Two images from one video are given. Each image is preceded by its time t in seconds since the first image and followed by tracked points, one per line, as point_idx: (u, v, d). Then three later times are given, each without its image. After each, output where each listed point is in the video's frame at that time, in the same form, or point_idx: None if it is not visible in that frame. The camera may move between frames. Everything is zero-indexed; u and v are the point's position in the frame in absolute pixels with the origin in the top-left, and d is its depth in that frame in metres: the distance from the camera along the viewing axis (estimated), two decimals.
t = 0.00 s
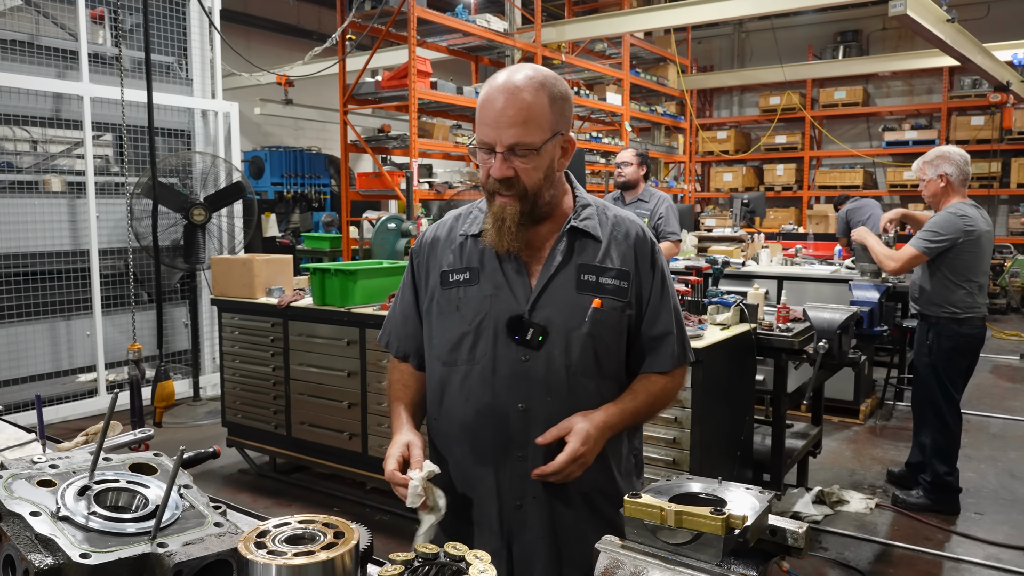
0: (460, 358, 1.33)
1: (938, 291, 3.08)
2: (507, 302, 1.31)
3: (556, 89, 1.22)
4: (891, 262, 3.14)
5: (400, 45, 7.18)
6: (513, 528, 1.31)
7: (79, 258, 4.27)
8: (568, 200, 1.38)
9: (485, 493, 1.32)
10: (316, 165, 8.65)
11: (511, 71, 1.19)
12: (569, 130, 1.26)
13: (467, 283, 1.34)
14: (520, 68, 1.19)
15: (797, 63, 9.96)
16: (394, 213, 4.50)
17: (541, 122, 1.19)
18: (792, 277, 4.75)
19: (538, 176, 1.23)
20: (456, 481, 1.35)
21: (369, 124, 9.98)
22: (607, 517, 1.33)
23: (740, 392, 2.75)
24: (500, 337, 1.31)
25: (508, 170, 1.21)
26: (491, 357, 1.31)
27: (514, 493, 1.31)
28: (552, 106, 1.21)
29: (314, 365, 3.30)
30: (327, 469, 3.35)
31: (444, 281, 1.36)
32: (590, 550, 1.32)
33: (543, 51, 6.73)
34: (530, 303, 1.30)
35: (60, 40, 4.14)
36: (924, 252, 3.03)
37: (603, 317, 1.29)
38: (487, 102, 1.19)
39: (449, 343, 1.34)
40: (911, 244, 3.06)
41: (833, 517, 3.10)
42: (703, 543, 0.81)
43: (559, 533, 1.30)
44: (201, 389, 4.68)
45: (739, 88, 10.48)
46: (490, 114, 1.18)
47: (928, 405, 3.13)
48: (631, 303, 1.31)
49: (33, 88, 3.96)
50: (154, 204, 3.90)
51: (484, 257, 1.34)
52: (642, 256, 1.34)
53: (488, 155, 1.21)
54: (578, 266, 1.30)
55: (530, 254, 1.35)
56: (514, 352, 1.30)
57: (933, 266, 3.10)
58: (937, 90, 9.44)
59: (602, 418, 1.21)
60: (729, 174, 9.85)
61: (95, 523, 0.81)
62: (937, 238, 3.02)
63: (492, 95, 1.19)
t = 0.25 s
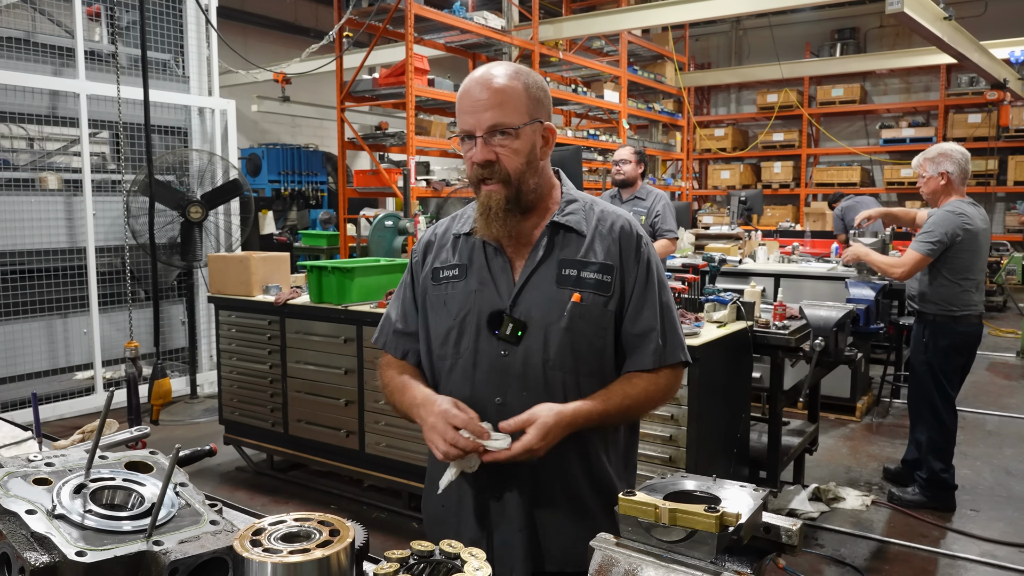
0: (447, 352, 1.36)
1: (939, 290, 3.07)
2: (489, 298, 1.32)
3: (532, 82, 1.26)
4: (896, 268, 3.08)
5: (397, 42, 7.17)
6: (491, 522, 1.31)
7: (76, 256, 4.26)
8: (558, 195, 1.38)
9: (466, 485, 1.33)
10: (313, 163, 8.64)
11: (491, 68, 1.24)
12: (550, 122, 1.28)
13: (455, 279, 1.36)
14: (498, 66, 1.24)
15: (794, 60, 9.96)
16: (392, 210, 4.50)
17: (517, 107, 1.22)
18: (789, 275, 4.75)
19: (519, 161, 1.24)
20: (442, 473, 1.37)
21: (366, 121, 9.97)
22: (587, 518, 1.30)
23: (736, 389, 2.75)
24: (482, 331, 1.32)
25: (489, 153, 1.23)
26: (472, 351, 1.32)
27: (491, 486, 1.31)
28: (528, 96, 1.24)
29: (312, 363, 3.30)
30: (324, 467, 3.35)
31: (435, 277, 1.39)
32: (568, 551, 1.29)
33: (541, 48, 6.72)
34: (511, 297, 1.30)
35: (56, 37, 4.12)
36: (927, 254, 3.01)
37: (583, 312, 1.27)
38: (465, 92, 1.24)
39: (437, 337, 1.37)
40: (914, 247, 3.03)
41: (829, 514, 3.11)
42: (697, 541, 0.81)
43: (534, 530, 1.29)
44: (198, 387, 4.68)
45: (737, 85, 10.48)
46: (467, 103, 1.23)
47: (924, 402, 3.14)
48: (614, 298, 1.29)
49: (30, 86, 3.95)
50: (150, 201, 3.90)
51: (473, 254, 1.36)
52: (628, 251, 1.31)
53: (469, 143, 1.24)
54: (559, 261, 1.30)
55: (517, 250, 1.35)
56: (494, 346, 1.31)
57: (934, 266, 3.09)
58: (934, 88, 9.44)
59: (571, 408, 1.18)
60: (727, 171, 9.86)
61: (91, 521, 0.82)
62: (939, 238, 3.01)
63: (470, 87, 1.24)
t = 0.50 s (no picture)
0: (438, 347, 1.36)
1: (939, 289, 3.08)
2: (479, 293, 1.33)
3: (526, 76, 1.28)
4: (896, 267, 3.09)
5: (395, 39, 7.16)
6: (479, 516, 1.31)
7: (73, 253, 4.26)
8: (550, 191, 1.38)
9: (454, 480, 1.34)
10: (311, 160, 8.63)
11: (483, 63, 1.27)
12: (543, 116, 1.30)
13: (447, 275, 1.36)
14: (491, 62, 1.27)
15: (793, 58, 9.96)
16: (390, 208, 4.49)
17: (509, 97, 1.24)
18: (787, 272, 4.76)
19: (510, 149, 1.26)
20: (432, 468, 1.38)
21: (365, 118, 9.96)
22: (575, 515, 1.29)
23: (734, 386, 2.75)
24: (471, 326, 1.32)
25: (480, 142, 1.25)
26: (461, 346, 1.32)
27: (479, 479, 1.31)
28: (520, 90, 1.26)
29: (310, 360, 3.30)
30: (322, 464, 3.36)
31: (428, 273, 1.40)
32: (555, 549, 1.27)
33: (539, 45, 6.72)
34: (500, 292, 1.31)
35: (53, 34, 4.11)
36: (926, 252, 3.03)
37: (569, 307, 1.27)
38: (458, 84, 1.27)
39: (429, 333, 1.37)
40: (913, 245, 3.05)
41: (827, 512, 3.12)
42: (693, 538, 0.81)
43: (520, 526, 1.28)
44: (196, 384, 4.68)
45: (735, 82, 10.48)
46: (460, 93, 1.25)
47: (923, 400, 3.14)
48: (601, 293, 1.28)
49: (27, 82, 3.94)
50: (148, 199, 3.89)
51: (465, 250, 1.37)
52: (617, 246, 1.30)
53: (462, 132, 1.27)
54: (548, 256, 1.30)
55: (509, 245, 1.36)
56: (481, 340, 1.31)
57: (934, 265, 3.10)
58: (933, 86, 9.44)
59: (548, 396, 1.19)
60: (725, 169, 9.87)
61: (88, 518, 0.82)
62: (939, 237, 3.01)
63: (464, 79, 1.26)
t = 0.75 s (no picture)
0: (435, 345, 1.35)
1: (937, 288, 3.08)
2: (479, 291, 1.33)
3: (533, 76, 1.30)
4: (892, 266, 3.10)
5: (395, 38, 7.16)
6: (474, 516, 1.30)
7: (72, 251, 4.25)
8: (552, 191, 1.39)
9: (449, 478, 1.33)
10: (310, 159, 8.62)
11: (490, 61, 1.29)
12: (548, 116, 1.32)
13: (447, 273, 1.36)
14: (498, 60, 1.29)
15: (792, 57, 9.97)
16: (389, 206, 4.49)
17: (517, 94, 1.26)
18: (786, 271, 4.76)
19: (515, 146, 1.27)
20: (426, 467, 1.37)
21: (364, 117, 9.96)
22: (571, 515, 1.29)
23: (733, 385, 2.75)
24: (470, 324, 1.32)
25: (486, 137, 1.27)
26: (460, 344, 1.32)
27: (475, 478, 1.30)
28: (527, 89, 1.27)
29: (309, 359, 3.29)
30: (322, 463, 3.36)
31: (427, 271, 1.39)
32: (550, 549, 1.28)
33: (539, 44, 6.71)
34: (500, 290, 1.31)
35: (52, 32, 4.11)
36: (924, 252, 3.03)
37: (571, 305, 1.27)
38: (466, 80, 1.28)
39: (427, 331, 1.36)
40: (912, 245, 3.05)
41: (826, 511, 3.12)
42: (695, 537, 0.81)
43: (516, 524, 1.28)
44: (195, 383, 4.67)
45: (734, 81, 10.49)
46: (467, 89, 1.27)
47: (921, 399, 3.15)
48: (603, 293, 1.29)
49: (26, 81, 3.93)
50: (147, 197, 3.88)
51: (465, 248, 1.37)
52: (620, 247, 1.31)
53: (467, 127, 1.28)
54: (549, 254, 1.30)
55: (509, 244, 1.36)
56: (480, 337, 1.30)
57: (932, 264, 3.11)
58: (931, 85, 9.45)
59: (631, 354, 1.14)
60: (724, 168, 9.88)
61: (90, 518, 0.82)
62: (935, 237, 3.02)
63: (472, 75, 1.28)
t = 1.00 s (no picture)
0: (435, 345, 1.35)
1: (938, 288, 3.08)
2: (480, 292, 1.33)
3: (540, 74, 1.30)
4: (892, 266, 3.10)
5: (395, 37, 7.16)
6: (472, 518, 1.30)
7: (72, 251, 4.25)
8: (554, 191, 1.39)
9: (446, 480, 1.33)
10: (310, 158, 8.62)
11: (497, 58, 1.29)
12: (553, 116, 1.31)
13: (447, 274, 1.36)
14: (505, 56, 1.28)
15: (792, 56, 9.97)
16: (389, 205, 4.49)
17: (524, 91, 1.26)
18: (786, 270, 4.76)
19: (521, 144, 1.26)
20: (423, 470, 1.36)
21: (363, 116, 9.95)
22: (570, 518, 1.29)
23: (734, 384, 2.75)
24: (470, 324, 1.32)
25: (493, 132, 1.26)
26: (460, 344, 1.32)
27: (474, 480, 1.30)
28: (534, 86, 1.27)
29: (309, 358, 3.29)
30: (322, 462, 3.35)
31: (427, 271, 1.39)
32: (548, 553, 1.28)
33: (538, 43, 6.71)
34: (501, 291, 1.31)
35: (52, 31, 4.10)
36: (924, 251, 3.03)
37: (573, 307, 1.27)
38: (472, 76, 1.28)
39: (427, 332, 1.36)
40: (911, 244, 3.05)
41: (826, 510, 3.12)
42: (698, 537, 0.81)
43: (515, 526, 1.28)
44: (195, 382, 4.67)
45: (734, 80, 10.48)
46: (474, 85, 1.27)
47: (922, 399, 3.15)
48: (605, 295, 1.28)
49: (26, 80, 3.93)
50: (146, 196, 3.88)
51: (465, 248, 1.37)
52: (622, 249, 1.31)
53: (473, 123, 1.27)
54: (551, 255, 1.30)
55: (511, 245, 1.36)
56: (481, 338, 1.30)
57: (932, 263, 3.11)
58: (931, 84, 9.45)
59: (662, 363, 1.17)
60: (724, 167, 9.89)
61: (91, 519, 0.82)
62: (934, 237, 3.02)
63: (478, 72, 1.28)
